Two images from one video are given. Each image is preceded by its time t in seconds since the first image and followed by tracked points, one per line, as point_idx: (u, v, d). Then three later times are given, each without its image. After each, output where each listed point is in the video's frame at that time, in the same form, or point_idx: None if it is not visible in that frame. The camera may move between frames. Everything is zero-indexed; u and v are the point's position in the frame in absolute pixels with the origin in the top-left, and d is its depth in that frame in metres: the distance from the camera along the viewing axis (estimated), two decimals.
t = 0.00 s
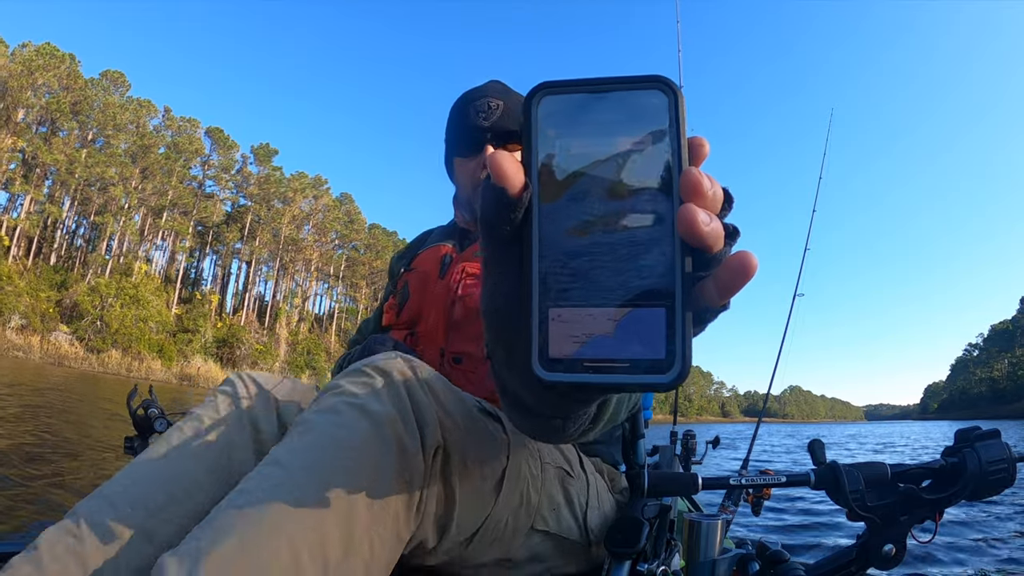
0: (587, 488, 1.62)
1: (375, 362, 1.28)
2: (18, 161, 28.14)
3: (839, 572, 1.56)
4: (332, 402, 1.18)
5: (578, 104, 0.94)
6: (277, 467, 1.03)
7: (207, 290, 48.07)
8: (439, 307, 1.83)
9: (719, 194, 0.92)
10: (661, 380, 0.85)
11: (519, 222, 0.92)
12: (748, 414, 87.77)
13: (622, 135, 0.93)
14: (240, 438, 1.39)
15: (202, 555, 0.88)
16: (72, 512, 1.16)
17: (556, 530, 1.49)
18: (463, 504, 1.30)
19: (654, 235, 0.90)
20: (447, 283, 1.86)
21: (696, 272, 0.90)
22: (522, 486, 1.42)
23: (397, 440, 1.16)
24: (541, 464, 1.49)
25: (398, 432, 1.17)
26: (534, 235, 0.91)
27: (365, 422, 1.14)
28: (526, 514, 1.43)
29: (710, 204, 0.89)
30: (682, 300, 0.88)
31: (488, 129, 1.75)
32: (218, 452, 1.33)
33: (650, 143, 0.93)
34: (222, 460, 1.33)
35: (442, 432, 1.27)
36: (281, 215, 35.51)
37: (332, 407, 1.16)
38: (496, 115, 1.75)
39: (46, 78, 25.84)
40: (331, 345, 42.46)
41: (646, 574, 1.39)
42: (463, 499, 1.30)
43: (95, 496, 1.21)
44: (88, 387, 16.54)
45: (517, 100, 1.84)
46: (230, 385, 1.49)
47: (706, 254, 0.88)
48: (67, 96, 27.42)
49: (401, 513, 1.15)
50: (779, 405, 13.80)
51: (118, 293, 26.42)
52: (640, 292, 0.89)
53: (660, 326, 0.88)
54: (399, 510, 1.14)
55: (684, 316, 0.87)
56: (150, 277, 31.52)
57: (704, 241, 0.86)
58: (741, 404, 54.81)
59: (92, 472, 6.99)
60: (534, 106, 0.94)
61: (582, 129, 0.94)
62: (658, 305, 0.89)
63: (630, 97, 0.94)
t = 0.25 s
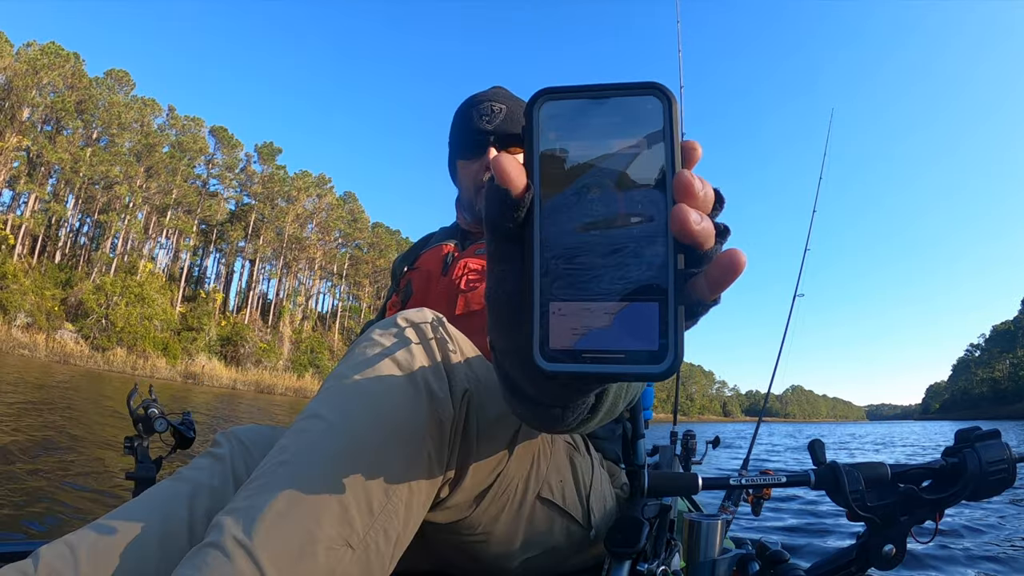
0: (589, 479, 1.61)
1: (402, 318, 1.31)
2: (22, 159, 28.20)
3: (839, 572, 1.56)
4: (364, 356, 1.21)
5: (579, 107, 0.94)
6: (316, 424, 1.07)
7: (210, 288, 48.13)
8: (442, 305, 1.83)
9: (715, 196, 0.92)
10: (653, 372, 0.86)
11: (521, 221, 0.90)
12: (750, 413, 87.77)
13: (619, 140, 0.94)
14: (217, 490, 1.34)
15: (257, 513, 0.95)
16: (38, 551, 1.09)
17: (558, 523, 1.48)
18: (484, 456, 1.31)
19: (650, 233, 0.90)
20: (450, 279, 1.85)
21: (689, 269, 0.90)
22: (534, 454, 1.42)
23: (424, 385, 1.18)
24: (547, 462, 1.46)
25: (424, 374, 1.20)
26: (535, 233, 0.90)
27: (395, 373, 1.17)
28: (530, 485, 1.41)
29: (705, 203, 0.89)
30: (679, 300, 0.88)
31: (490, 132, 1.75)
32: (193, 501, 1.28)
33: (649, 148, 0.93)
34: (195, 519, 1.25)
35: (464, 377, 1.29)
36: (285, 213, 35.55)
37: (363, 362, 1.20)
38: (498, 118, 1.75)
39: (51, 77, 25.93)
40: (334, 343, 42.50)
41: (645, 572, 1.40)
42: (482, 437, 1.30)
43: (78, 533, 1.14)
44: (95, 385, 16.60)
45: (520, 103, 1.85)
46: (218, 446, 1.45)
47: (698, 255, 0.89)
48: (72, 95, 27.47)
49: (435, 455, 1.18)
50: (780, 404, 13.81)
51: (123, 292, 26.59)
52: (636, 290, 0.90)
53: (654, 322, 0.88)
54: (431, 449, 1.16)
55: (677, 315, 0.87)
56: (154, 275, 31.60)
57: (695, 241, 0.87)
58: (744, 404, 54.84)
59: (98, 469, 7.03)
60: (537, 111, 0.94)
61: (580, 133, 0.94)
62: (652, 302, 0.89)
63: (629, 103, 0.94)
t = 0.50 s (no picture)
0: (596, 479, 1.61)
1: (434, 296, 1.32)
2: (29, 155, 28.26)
3: (839, 572, 1.56)
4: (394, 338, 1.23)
5: (590, 115, 0.94)
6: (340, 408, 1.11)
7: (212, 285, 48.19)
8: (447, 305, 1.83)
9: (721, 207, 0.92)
10: (658, 384, 0.86)
11: (531, 224, 0.90)
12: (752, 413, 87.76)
13: (627, 151, 0.94)
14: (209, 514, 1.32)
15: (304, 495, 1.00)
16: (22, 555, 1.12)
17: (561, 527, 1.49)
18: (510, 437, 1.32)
19: (657, 246, 0.90)
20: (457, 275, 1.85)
21: (696, 283, 0.90)
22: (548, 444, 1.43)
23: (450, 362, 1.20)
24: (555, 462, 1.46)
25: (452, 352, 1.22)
26: (543, 242, 0.90)
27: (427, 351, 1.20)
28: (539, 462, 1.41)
29: (712, 217, 0.89)
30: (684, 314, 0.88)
31: (499, 132, 1.76)
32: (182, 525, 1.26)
33: (656, 161, 0.93)
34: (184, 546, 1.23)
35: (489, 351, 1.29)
36: (290, 210, 35.59)
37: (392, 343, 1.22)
38: (508, 119, 1.76)
39: (58, 73, 26.00)
40: (339, 340, 42.57)
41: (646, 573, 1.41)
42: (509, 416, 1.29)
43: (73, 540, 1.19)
44: (101, 381, 16.67)
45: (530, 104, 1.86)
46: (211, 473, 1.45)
47: (706, 268, 0.89)
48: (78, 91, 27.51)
49: (463, 434, 1.19)
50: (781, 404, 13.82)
51: (129, 288, 26.55)
52: (641, 298, 0.89)
53: (658, 331, 0.89)
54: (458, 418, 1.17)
55: (682, 327, 0.87)
56: (160, 272, 31.68)
57: (703, 255, 0.87)
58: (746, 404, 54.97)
59: (104, 464, 7.08)
60: (545, 120, 0.93)
61: (589, 143, 0.94)
62: (655, 317, 0.89)
63: (640, 112, 0.94)
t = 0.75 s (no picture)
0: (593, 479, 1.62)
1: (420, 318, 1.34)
2: (31, 163, 28.26)
3: (841, 572, 1.57)
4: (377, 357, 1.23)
5: (579, 122, 0.95)
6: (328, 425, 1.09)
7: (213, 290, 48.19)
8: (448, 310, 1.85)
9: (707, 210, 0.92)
10: (643, 391, 0.85)
11: (520, 227, 0.91)
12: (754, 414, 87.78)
13: (615, 155, 0.94)
14: (220, 465, 1.40)
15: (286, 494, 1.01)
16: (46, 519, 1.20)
17: (557, 537, 1.49)
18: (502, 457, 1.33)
19: (644, 252, 0.90)
20: (458, 282, 1.86)
21: (682, 290, 0.90)
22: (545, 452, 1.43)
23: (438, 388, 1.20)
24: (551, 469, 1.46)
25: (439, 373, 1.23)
26: (531, 253, 0.91)
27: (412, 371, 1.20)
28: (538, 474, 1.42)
29: (699, 224, 0.88)
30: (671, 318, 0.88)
31: (499, 132, 1.76)
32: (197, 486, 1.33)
33: (645, 166, 0.93)
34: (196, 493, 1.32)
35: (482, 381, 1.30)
36: (291, 216, 35.61)
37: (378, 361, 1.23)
38: (508, 118, 1.77)
39: (59, 81, 26.09)
40: (341, 345, 42.58)
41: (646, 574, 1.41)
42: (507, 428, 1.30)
43: (90, 501, 1.26)
44: (105, 387, 16.66)
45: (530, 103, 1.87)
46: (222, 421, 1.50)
47: (693, 274, 0.88)
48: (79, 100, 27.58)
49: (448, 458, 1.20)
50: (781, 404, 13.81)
51: (133, 296, 26.59)
52: (631, 304, 0.90)
53: (642, 336, 0.89)
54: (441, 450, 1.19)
55: (668, 331, 0.87)
56: (162, 279, 31.71)
57: (689, 261, 0.86)
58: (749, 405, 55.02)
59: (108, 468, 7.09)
60: (537, 124, 0.94)
61: (581, 147, 0.94)
62: (641, 322, 0.89)
63: (628, 118, 0.94)
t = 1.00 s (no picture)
0: (587, 481, 1.61)
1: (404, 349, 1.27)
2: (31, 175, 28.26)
3: (840, 573, 1.57)
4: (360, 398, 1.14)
5: (563, 107, 0.95)
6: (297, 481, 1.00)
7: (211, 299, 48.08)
8: (446, 308, 1.85)
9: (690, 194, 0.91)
10: (630, 371, 0.85)
11: (506, 211, 0.93)
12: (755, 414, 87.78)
13: (599, 138, 0.93)
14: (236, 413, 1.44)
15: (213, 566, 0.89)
16: (75, 489, 1.22)
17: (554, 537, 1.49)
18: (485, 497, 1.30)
19: (629, 238, 0.89)
20: (455, 282, 1.87)
21: (668, 270, 0.89)
22: (536, 476, 1.41)
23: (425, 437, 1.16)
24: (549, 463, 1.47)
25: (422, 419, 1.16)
26: (517, 240, 0.92)
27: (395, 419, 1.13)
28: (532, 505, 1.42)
29: (683, 203, 0.88)
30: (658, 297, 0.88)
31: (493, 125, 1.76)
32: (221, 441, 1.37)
33: (628, 148, 0.92)
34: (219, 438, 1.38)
35: (471, 421, 1.25)
36: (291, 224, 35.66)
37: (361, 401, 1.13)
38: (502, 111, 1.76)
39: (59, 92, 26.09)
40: (341, 352, 42.57)
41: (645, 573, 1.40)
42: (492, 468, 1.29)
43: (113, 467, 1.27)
44: (108, 398, 16.64)
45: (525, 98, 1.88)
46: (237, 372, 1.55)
47: (679, 255, 0.88)
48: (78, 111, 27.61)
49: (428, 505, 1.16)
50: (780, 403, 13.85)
51: (135, 306, 26.54)
52: (618, 290, 0.88)
53: (625, 320, 0.87)
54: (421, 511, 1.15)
55: (654, 311, 0.86)
56: (163, 288, 31.65)
57: (673, 242, 0.86)
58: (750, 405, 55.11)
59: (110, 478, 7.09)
60: (518, 113, 0.95)
61: (565, 132, 0.94)
62: (628, 301, 0.87)
63: (612, 102, 0.94)
